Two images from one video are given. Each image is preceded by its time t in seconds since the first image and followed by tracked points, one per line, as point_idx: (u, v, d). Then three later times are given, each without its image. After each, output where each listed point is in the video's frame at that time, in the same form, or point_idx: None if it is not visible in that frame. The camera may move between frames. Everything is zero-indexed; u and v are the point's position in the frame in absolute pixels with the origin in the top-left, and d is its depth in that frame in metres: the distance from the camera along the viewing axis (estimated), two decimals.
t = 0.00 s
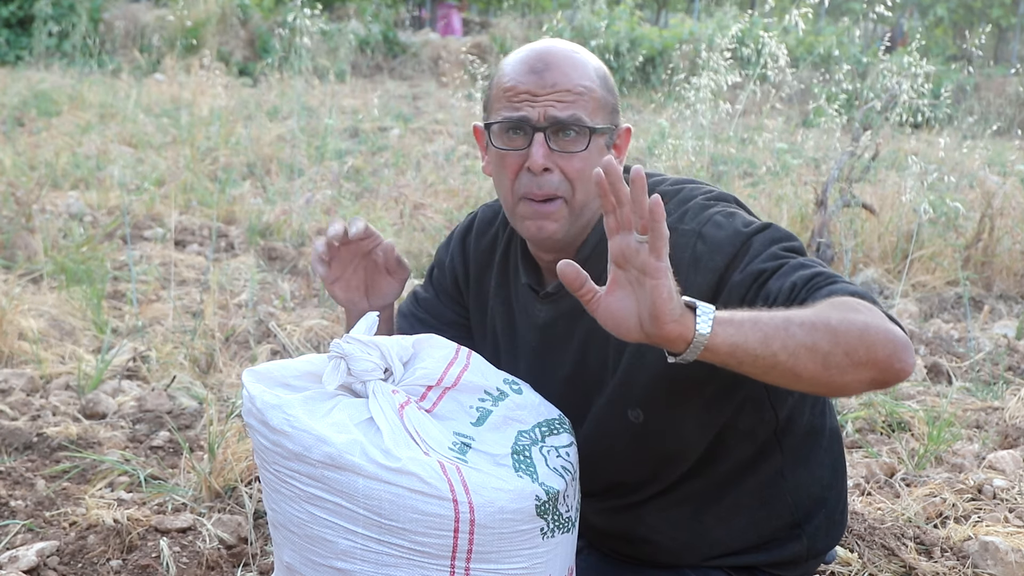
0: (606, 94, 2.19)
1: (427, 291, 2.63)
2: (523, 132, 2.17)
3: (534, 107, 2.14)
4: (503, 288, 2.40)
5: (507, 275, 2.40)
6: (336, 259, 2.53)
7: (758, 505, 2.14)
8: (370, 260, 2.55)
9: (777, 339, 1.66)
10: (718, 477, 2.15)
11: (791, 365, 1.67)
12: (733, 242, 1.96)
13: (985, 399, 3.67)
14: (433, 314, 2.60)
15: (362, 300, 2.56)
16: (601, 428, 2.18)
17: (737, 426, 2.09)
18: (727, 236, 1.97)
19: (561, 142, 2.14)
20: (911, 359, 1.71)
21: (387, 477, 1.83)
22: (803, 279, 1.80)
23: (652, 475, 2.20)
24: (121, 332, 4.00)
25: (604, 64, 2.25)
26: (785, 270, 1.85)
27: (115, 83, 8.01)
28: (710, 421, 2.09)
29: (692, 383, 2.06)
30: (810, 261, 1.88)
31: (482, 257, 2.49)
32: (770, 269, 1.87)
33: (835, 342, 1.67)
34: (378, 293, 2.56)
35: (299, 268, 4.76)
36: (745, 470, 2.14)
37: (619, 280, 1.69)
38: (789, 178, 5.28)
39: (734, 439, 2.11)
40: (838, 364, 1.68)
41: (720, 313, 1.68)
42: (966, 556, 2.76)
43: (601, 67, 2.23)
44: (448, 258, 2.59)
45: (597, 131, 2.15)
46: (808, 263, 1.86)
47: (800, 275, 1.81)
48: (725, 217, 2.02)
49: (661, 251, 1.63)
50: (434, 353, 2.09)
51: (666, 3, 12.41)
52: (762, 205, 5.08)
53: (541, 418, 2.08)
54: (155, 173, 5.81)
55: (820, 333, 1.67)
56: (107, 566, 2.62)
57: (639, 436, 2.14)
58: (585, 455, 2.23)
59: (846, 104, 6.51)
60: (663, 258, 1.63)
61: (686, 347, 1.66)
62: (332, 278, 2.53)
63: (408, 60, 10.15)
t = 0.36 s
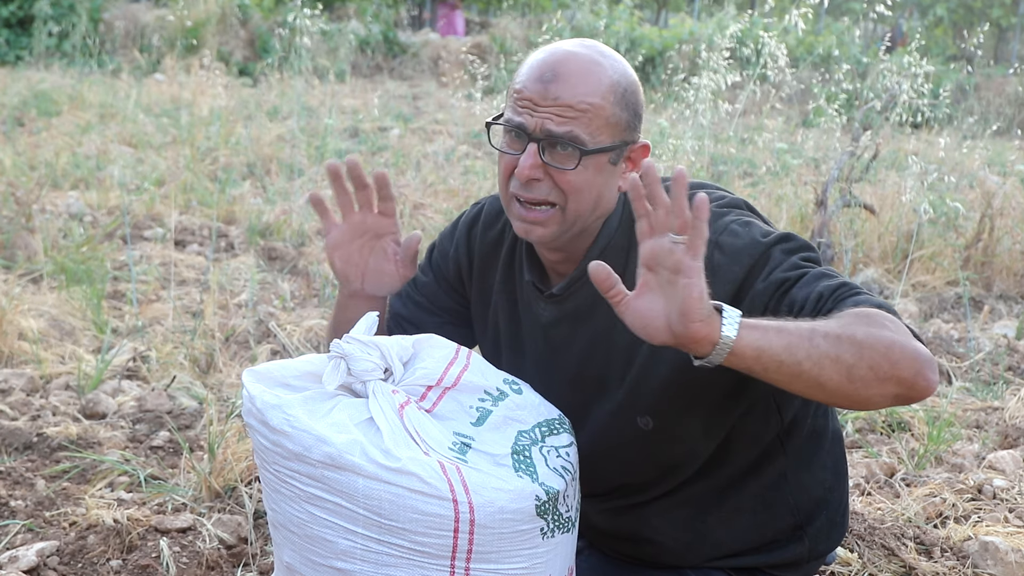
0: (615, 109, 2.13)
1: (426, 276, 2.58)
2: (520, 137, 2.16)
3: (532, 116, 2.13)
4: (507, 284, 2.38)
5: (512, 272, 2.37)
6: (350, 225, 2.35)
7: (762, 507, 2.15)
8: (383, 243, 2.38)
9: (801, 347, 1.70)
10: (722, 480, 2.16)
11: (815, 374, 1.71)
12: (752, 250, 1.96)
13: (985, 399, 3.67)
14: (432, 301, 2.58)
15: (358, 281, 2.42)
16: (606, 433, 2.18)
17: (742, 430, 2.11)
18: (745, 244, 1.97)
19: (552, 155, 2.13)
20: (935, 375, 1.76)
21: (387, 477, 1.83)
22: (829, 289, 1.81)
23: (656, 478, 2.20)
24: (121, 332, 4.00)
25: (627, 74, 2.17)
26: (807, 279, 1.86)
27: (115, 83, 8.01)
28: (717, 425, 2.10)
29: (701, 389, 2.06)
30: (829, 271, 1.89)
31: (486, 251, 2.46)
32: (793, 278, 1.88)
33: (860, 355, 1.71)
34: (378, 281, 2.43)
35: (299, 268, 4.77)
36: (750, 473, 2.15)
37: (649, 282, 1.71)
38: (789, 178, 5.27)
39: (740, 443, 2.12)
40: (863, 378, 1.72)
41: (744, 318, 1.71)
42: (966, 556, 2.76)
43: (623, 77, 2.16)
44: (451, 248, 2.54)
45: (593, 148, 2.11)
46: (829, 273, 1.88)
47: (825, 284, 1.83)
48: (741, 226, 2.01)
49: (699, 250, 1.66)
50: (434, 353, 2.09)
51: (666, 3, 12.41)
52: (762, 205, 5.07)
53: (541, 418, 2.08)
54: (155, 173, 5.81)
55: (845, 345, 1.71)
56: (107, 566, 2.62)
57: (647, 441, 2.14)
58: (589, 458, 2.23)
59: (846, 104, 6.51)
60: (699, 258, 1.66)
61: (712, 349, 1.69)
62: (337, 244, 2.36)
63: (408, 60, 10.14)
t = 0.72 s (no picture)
0: (631, 110, 2.13)
1: (434, 273, 2.57)
2: (534, 137, 2.16)
3: (547, 116, 2.12)
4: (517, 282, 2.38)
5: (522, 270, 2.37)
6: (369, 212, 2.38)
7: (767, 510, 2.15)
8: (400, 232, 2.41)
9: (798, 353, 1.71)
10: (728, 483, 2.16)
11: (810, 379, 1.72)
12: (765, 257, 1.94)
13: (985, 399, 3.67)
14: (441, 298, 2.56)
15: (374, 271, 2.43)
16: (613, 435, 2.18)
17: (749, 434, 2.12)
18: (759, 250, 1.95)
19: (566, 154, 2.12)
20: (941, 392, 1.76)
21: (387, 477, 1.83)
22: (841, 296, 1.81)
23: (662, 479, 2.20)
24: (121, 333, 4.00)
25: (643, 73, 2.18)
26: (820, 286, 1.86)
27: (115, 83, 8.01)
28: (725, 427, 2.11)
29: (709, 391, 2.07)
30: (842, 278, 1.89)
31: (497, 249, 2.45)
32: (806, 285, 1.87)
33: (861, 366, 1.72)
34: (394, 271, 2.43)
35: (299, 268, 4.77)
36: (755, 476, 2.15)
37: (656, 278, 1.78)
38: (789, 178, 5.27)
39: (747, 446, 2.13)
40: (863, 390, 1.73)
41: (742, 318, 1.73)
42: (966, 556, 2.76)
43: (638, 77, 2.16)
44: (462, 246, 2.53)
45: (608, 149, 2.11)
46: (841, 279, 1.87)
47: (837, 291, 1.82)
48: (755, 232, 1.99)
49: (700, 247, 1.70)
50: (434, 353, 2.09)
51: (666, 3, 12.41)
52: (762, 205, 5.07)
53: (541, 418, 2.08)
54: (155, 173, 5.81)
55: (847, 355, 1.72)
56: (107, 566, 2.62)
57: (654, 444, 2.15)
58: (595, 459, 2.23)
59: (846, 104, 6.50)
60: (700, 255, 1.70)
61: (706, 346, 1.71)
62: (354, 232, 2.38)
63: (408, 60, 10.14)
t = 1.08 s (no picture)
0: (641, 107, 2.13)
1: (436, 270, 2.57)
2: (545, 134, 2.15)
3: (559, 114, 2.12)
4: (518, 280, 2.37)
5: (524, 268, 2.37)
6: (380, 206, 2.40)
7: (768, 511, 2.14)
8: (411, 223, 2.43)
9: (784, 354, 1.71)
10: (728, 483, 2.16)
11: (796, 380, 1.72)
12: (765, 258, 1.94)
13: (985, 399, 3.67)
14: (444, 295, 2.56)
15: (384, 264, 2.46)
16: (614, 435, 2.18)
17: (750, 434, 2.12)
18: (758, 251, 1.96)
19: (578, 152, 2.12)
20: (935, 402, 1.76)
21: (387, 477, 1.83)
22: (838, 297, 1.81)
23: (662, 480, 2.20)
24: (121, 332, 4.00)
25: (650, 70, 2.18)
26: (818, 287, 1.85)
27: (115, 83, 8.01)
28: (725, 429, 2.11)
29: (709, 392, 2.07)
30: (840, 281, 1.89)
31: (499, 247, 2.44)
32: (804, 285, 1.87)
33: (851, 370, 1.71)
34: (405, 263, 2.46)
35: (299, 268, 4.76)
36: (755, 477, 2.15)
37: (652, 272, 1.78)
38: (789, 178, 5.28)
39: (747, 447, 2.13)
40: (851, 394, 1.72)
41: (729, 314, 1.74)
42: (966, 556, 2.76)
43: (645, 72, 2.16)
44: (462, 244, 2.52)
45: (620, 146, 2.12)
46: (840, 281, 1.87)
47: (835, 292, 1.82)
48: (756, 233, 1.99)
49: (681, 241, 1.74)
50: (434, 353, 2.10)
51: (666, 3, 12.42)
52: (761, 204, 5.08)
53: (541, 418, 2.08)
54: (155, 173, 5.81)
55: (835, 359, 1.71)
56: (107, 566, 2.62)
57: (654, 443, 2.15)
58: (595, 459, 2.23)
59: (846, 104, 6.50)
60: (682, 249, 1.73)
61: (691, 340, 1.72)
62: (365, 226, 2.40)
63: (408, 60, 10.14)
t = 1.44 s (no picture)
0: (635, 106, 2.13)
1: (437, 271, 2.58)
2: (538, 133, 2.15)
3: (551, 113, 2.12)
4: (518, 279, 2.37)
5: (524, 268, 2.37)
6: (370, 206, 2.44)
7: (767, 510, 2.14)
8: (404, 219, 2.48)
9: (771, 361, 1.71)
10: (727, 482, 2.16)
11: (782, 386, 1.73)
12: (758, 258, 1.94)
13: (985, 399, 3.67)
14: (444, 296, 2.56)
15: (381, 262, 2.49)
16: (612, 435, 2.18)
17: (749, 434, 2.12)
18: (752, 252, 1.95)
19: (570, 151, 2.12)
20: (924, 409, 1.76)
21: (387, 477, 1.83)
22: (828, 299, 1.81)
23: (662, 480, 2.20)
24: (121, 332, 4.00)
25: (646, 70, 2.17)
26: (810, 289, 1.85)
27: (115, 83, 8.01)
28: (723, 428, 2.11)
29: (706, 391, 2.07)
30: (834, 283, 1.88)
31: (499, 247, 2.44)
32: (796, 287, 1.87)
33: (838, 378, 1.72)
34: (402, 259, 2.49)
35: (299, 268, 4.77)
36: (754, 476, 2.15)
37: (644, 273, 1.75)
38: (789, 178, 5.28)
39: (746, 446, 2.13)
40: (839, 401, 1.73)
41: (719, 317, 1.73)
42: (966, 556, 2.76)
43: (641, 71, 2.15)
44: (464, 245, 2.52)
45: (612, 145, 2.11)
46: (832, 283, 1.87)
47: (825, 295, 1.82)
48: (751, 233, 1.99)
49: (662, 245, 1.70)
50: (434, 353, 2.09)
51: (666, 3, 12.42)
52: (762, 204, 5.08)
53: (541, 418, 2.08)
54: (155, 173, 5.81)
55: (824, 365, 1.71)
56: (107, 566, 2.62)
57: (651, 443, 2.15)
58: (595, 459, 2.23)
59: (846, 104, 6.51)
60: (665, 253, 1.70)
61: (679, 343, 1.72)
62: (357, 228, 2.45)
63: (408, 60, 10.14)
